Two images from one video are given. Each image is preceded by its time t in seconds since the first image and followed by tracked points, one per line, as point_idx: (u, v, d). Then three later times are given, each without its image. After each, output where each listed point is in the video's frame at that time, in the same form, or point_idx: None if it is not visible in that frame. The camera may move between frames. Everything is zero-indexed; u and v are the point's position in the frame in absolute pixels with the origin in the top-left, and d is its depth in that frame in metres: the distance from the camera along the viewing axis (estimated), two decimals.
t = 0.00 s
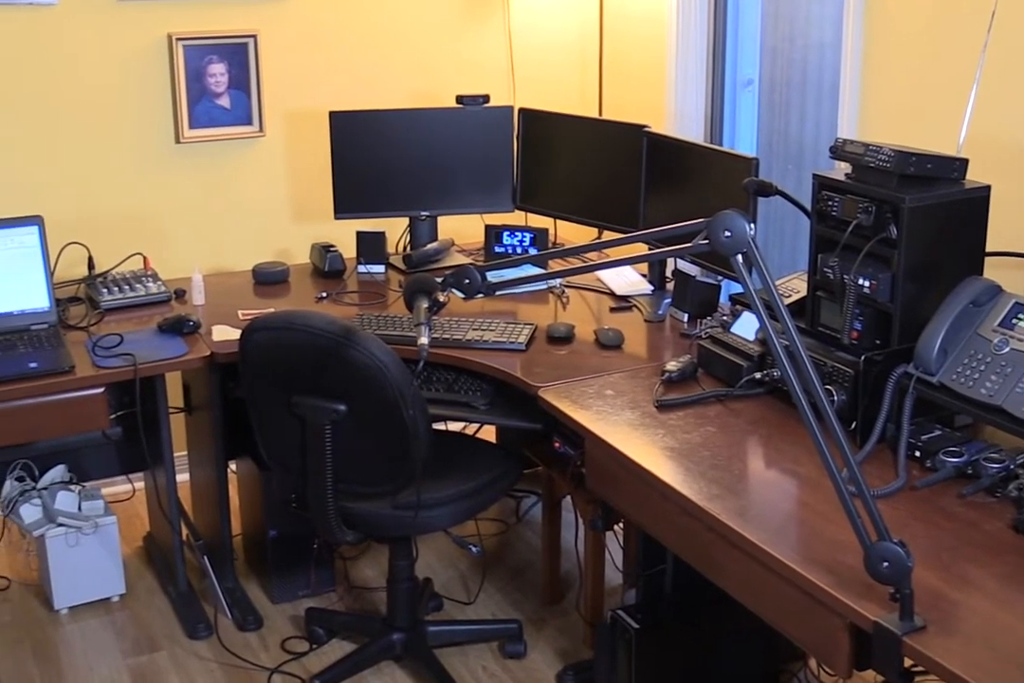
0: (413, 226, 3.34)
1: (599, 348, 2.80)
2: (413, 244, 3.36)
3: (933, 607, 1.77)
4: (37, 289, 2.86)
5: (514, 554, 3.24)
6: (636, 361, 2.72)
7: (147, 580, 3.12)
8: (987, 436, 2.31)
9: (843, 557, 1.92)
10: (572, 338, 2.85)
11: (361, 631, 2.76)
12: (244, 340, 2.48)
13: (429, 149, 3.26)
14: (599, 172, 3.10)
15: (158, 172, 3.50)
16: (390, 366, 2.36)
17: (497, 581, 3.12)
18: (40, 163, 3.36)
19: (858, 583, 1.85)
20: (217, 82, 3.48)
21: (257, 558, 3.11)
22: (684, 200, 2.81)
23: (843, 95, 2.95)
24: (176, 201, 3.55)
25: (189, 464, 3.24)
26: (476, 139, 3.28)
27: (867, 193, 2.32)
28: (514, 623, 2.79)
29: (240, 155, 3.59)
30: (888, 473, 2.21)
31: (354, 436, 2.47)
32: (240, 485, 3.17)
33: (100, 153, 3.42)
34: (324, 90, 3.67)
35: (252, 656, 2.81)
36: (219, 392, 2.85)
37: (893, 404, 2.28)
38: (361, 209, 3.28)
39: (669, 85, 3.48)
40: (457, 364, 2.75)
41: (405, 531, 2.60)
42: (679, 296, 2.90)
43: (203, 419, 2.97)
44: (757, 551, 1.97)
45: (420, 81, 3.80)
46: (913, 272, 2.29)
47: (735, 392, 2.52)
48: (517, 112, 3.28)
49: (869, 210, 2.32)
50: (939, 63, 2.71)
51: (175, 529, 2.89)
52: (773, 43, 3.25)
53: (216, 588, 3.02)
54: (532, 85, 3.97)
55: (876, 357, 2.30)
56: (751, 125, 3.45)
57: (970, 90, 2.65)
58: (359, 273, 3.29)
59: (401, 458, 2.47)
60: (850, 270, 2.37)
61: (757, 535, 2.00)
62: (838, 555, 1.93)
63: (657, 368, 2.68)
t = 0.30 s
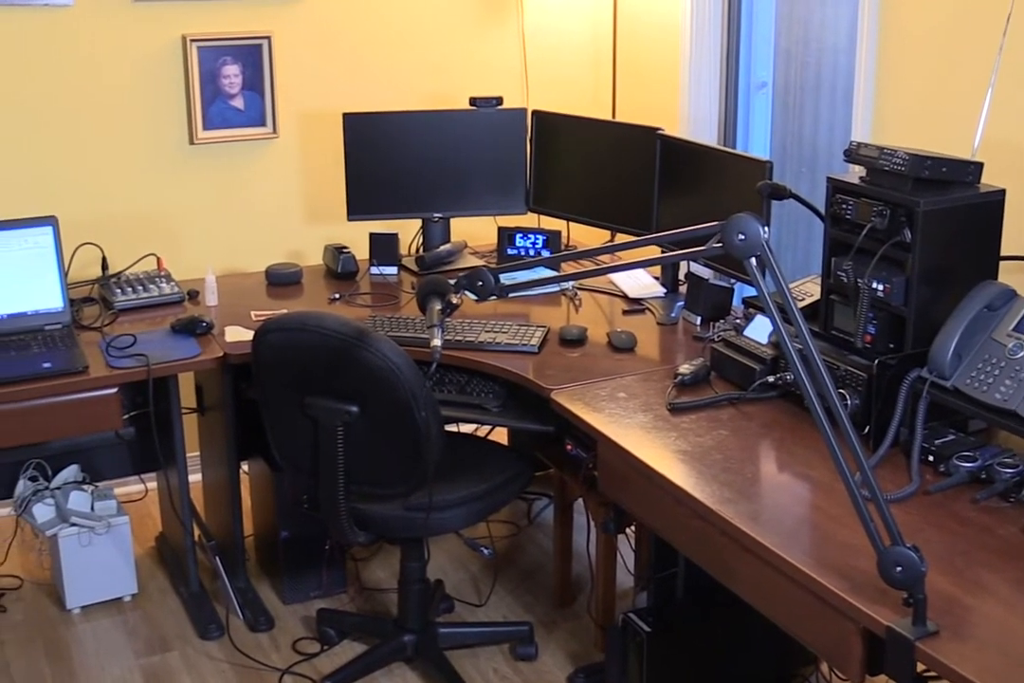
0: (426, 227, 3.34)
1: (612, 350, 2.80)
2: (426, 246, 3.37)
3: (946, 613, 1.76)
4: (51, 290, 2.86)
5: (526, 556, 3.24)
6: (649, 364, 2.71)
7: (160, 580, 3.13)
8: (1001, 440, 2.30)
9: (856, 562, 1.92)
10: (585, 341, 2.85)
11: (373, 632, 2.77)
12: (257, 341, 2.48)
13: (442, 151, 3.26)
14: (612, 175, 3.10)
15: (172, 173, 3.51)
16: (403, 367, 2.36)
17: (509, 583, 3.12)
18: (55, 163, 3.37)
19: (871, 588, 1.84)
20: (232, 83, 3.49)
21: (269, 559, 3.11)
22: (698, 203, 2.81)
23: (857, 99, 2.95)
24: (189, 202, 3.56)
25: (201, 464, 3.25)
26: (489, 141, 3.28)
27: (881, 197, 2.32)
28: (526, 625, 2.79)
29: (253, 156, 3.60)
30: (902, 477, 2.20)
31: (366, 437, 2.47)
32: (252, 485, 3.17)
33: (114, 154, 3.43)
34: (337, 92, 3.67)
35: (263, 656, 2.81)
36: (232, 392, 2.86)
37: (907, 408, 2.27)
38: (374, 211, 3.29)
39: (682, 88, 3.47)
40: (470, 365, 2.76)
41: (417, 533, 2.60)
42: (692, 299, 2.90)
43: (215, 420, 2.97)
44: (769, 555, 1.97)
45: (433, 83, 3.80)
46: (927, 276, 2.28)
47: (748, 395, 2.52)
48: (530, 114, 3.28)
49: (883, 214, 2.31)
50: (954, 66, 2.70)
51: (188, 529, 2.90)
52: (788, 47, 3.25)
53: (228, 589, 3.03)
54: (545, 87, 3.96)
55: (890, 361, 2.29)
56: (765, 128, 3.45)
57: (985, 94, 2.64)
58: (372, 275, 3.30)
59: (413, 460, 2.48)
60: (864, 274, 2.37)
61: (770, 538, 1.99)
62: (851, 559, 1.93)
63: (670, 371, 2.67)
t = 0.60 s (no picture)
0: (438, 229, 3.34)
1: (624, 352, 2.80)
2: (439, 247, 3.37)
3: (959, 619, 1.76)
4: (64, 289, 2.87)
5: (536, 558, 3.24)
6: (661, 367, 2.71)
7: (170, 579, 3.13)
8: (1015, 445, 2.29)
9: (869, 566, 1.91)
10: (597, 343, 2.85)
11: (382, 632, 2.77)
12: (269, 341, 2.48)
13: (455, 152, 3.26)
14: (625, 177, 3.10)
15: (185, 173, 3.52)
16: (415, 368, 2.36)
17: (519, 585, 3.11)
18: (69, 162, 3.38)
19: (884, 593, 1.84)
20: (245, 83, 3.49)
21: (279, 559, 3.11)
22: (711, 206, 2.80)
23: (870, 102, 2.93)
24: (201, 202, 3.56)
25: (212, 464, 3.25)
26: (502, 142, 3.27)
27: (896, 200, 2.31)
28: (536, 627, 2.79)
29: (266, 156, 3.60)
30: (914, 482, 2.20)
31: (377, 438, 2.47)
32: (262, 485, 3.17)
33: (127, 153, 3.43)
34: (350, 92, 3.67)
35: (273, 656, 2.81)
36: (243, 392, 2.86)
37: (920, 412, 2.27)
38: (387, 212, 3.29)
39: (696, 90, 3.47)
40: (482, 367, 2.75)
41: (427, 534, 2.60)
42: (705, 302, 2.89)
43: (227, 419, 2.97)
44: (781, 558, 1.96)
45: (446, 84, 3.80)
46: (941, 280, 2.27)
47: (760, 399, 2.51)
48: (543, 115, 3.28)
49: (897, 218, 2.30)
50: (969, 69, 2.69)
51: (198, 528, 2.90)
52: (800, 51, 3.25)
53: (238, 589, 3.03)
54: (558, 88, 3.96)
55: (903, 364, 2.28)
56: (777, 130, 3.44)
57: (999, 98, 2.63)
58: (384, 275, 3.30)
59: (424, 461, 2.47)
60: (878, 278, 2.36)
61: (781, 542, 1.99)
62: (863, 563, 1.92)
63: (682, 373, 2.67)
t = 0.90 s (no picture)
0: (451, 229, 3.35)
1: (636, 354, 2.80)
2: (451, 247, 3.37)
3: (971, 624, 1.75)
4: (77, 285, 2.88)
5: (546, 559, 3.24)
6: (673, 369, 2.71)
7: (180, 576, 3.14)
8: None
9: (881, 571, 1.91)
10: (609, 344, 2.85)
11: (391, 632, 2.77)
12: (281, 339, 2.49)
13: (468, 152, 3.26)
14: (638, 179, 3.10)
15: (198, 171, 3.52)
16: (427, 368, 2.36)
17: (529, 585, 3.11)
18: (83, 159, 3.38)
19: (895, 597, 1.83)
20: (259, 82, 3.50)
21: (289, 557, 3.12)
22: (724, 208, 2.80)
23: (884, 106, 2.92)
24: (214, 200, 3.57)
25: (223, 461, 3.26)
26: (515, 142, 3.27)
27: (910, 204, 2.30)
28: (546, 627, 2.79)
29: (279, 154, 3.60)
30: (926, 486, 2.19)
31: (388, 437, 2.47)
32: (273, 483, 3.18)
33: (141, 150, 3.44)
34: (364, 91, 3.68)
35: (283, 654, 2.81)
36: (255, 390, 2.87)
37: (932, 417, 2.26)
38: (399, 211, 3.29)
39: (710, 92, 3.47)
40: (494, 367, 2.76)
41: (438, 533, 2.60)
42: (717, 304, 2.89)
43: (238, 417, 2.98)
44: (792, 561, 1.96)
45: (459, 84, 3.80)
46: (955, 284, 2.27)
47: (773, 401, 2.51)
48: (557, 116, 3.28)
49: (912, 222, 2.29)
50: (985, 74, 2.68)
51: (209, 525, 2.91)
52: (816, 53, 3.26)
53: (248, 587, 3.03)
54: (572, 89, 3.96)
55: (916, 369, 2.29)
56: (792, 132, 3.44)
57: (1015, 102, 2.61)
58: (397, 275, 3.30)
59: (435, 461, 2.48)
60: (891, 282, 2.35)
61: (793, 546, 1.98)
62: (875, 568, 1.92)
63: (694, 375, 2.67)
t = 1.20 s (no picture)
0: (461, 230, 3.35)
1: (646, 356, 2.80)
2: (462, 248, 3.38)
3: (982, 627, 1.75)
4: (89, 286, 2.88)
5: (556, 560, 3.24)
6: (684, 371, 2.71)
7: (190, 577, 3.14)
8: None
9: (891, 573, 1.90)
10: (619, 346, 2.85)
11: (401, 633, 2.77)
12: (291, 340, 2.49)
13: (478, 153, 3.26)
14: (649, 181, 3.10)
15: (208, 172, 3.53)
16: (437, 369, 2.36)
17: (538, 587, 3.11)
18: (94, 160, 3.39)
19: (906, 600, 1.83)
20: (270, 83, 3.51)
21: (299, 557, 3.12)
22: (735, 210, 2.80)
23: (896, 108, 2.92)
24: (224, 201, 3.57)
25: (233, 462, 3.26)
26: (526, 144, 3.28)
27: (922, 207, 2.30)
28: (555, 629, 2.79)
29: (290, 156, 3.61)
30: (937, 489, 2.19)
31: (399, 438, 2.48)
32: (283, 484, 3.18)
33: (152, 152, 3.45)
34: (374, 93, 3.68)
35: (293, 655, 2.82)
36: (266, 390, 2.87)
37: (943, 419, 2.26)
38: (410, 213, 3.29)
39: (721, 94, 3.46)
40: (504, 368, 2.76)
41: (447, 535, 2.60)
42: (728, 306, 2.89)
43: (248, 417, 2.98)
44: (802, 564, 1.96)
45: (470, 85, 3.81)
46: (966, 287, 2.26)
47: (783, 404, 2.50)
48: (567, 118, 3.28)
49: (923, 224, 2.29)
50: (997, 75, 2.68)
51: (219, 526, 2.91)
52: (827, 54, 3.26)
53: (257, 587, 3.04)
54: (583, 91, 3.96)
55: (927, 371, 2.28)
56: (802, 134, 3.44)
57: None
58: (408, 276, 3.30)
59: (445, 462, 2.48)
60: (903, 284, 2.35)
61: (803, 548, 1.98)
62: (885, 571, 1.91)
63: (704, 377, 2.67)
